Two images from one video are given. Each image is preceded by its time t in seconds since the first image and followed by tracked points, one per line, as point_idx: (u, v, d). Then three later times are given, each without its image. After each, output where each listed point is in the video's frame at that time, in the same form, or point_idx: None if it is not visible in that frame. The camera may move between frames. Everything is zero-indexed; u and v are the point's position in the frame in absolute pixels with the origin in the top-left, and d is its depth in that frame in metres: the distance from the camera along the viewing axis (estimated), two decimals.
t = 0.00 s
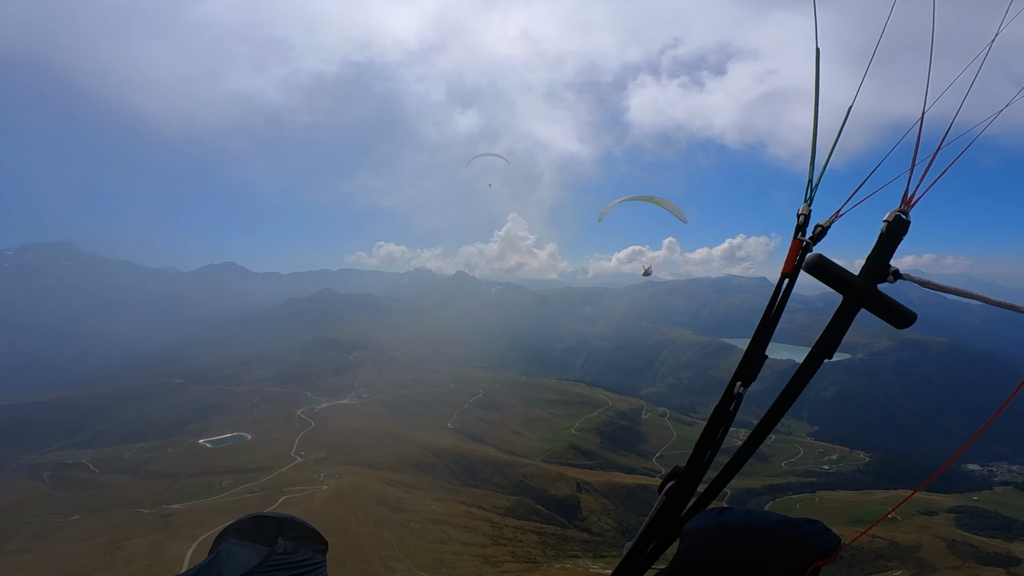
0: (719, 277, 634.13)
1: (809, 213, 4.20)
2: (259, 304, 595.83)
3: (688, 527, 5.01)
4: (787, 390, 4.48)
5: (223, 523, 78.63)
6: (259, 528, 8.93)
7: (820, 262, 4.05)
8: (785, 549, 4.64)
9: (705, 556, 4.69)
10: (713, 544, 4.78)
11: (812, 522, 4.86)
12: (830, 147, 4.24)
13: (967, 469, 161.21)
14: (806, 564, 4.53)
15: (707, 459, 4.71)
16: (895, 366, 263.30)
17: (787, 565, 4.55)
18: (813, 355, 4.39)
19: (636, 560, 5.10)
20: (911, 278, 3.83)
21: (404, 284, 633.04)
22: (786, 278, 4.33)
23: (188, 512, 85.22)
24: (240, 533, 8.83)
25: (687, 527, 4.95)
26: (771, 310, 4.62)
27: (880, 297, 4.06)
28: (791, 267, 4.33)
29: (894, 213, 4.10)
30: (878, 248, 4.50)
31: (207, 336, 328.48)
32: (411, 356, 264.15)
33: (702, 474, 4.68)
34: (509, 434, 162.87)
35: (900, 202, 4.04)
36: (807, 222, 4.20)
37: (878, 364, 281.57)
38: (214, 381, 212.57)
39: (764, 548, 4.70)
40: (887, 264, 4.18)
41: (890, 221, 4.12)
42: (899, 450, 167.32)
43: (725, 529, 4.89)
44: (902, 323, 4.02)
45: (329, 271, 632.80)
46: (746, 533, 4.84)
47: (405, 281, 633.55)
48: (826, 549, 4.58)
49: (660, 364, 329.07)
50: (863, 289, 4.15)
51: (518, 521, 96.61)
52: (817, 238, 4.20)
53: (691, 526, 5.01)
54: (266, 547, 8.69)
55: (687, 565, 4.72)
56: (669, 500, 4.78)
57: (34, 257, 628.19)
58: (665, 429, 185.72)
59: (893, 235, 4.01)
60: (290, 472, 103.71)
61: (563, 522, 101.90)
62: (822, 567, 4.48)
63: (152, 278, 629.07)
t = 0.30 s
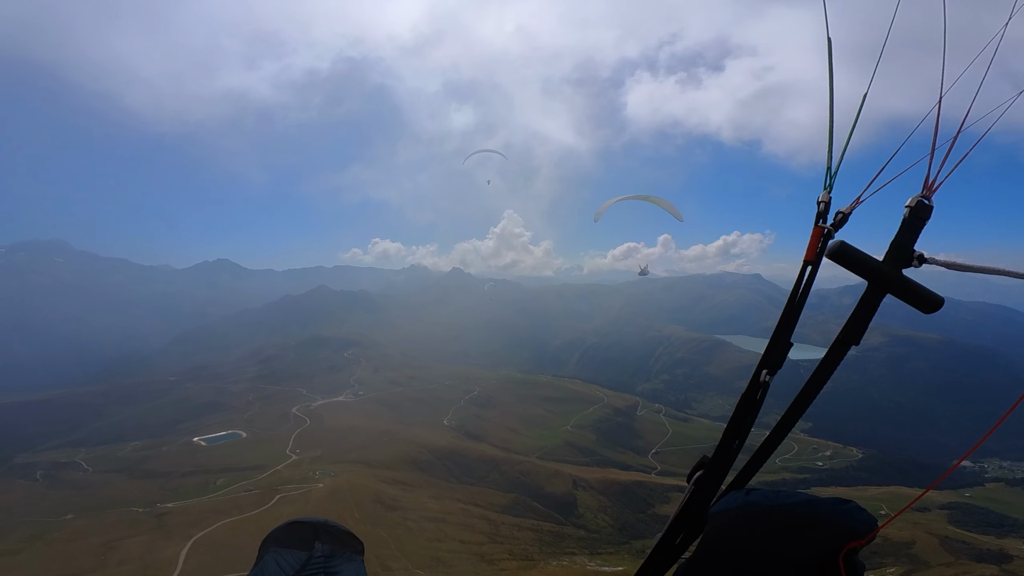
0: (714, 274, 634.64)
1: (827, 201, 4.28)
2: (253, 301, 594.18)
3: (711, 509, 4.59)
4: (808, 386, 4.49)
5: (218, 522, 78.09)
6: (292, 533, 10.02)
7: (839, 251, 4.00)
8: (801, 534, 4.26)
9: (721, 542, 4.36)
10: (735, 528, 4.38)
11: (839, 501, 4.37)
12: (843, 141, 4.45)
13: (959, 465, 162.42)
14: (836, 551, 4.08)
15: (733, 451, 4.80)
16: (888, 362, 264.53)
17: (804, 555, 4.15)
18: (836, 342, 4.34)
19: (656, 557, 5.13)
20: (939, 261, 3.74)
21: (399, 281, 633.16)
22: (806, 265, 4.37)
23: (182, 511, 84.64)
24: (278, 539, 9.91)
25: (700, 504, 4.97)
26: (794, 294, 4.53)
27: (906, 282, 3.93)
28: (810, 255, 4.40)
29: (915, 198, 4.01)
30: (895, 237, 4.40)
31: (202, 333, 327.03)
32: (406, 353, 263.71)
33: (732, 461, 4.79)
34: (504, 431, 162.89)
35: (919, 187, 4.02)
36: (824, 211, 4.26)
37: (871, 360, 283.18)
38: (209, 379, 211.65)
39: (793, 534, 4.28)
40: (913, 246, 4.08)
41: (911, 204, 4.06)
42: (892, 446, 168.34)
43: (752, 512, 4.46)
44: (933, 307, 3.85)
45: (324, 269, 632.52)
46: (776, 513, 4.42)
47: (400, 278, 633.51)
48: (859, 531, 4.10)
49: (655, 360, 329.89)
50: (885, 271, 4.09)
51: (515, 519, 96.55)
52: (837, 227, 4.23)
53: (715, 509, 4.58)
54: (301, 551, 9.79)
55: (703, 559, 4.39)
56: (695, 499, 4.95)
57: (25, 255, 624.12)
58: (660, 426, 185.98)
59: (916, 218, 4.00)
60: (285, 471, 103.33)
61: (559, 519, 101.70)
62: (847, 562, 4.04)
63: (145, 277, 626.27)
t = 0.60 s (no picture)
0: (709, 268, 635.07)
1: (902, 187, 4.17)
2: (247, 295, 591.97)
3: (805, 488, 3.95)
4: (897, 363, 4.01)
5: (214, 518, 77.80)
6: (350, 528, 8.59)
7: (931, 233, 3.67)
8: (904, 507, 3.62)
9: (810, 527, 3.78)
10: (830, 501, 3.77)
11: (954, 472, 3.55)
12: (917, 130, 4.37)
13: (950, 457, 163.97)
14: (955, 524, 3.37)
15: (812, 438, 4.37)
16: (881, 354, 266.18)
17: (910, 533, 3.52)
18: (925, 328, 4.04)
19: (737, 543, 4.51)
20: None
21: (394, 274, 633.21)
22: (883, 248, 4.23)
23: (178, 506, 84.31)
24: (336, 537, 8.51)
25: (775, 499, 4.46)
26: (868, 286, 4.31)
27: (998, 261, 3.64)
28: (885, 239, 4.23)
29: (1000, 178, 3.77)
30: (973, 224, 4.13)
31: (196, 326, 325.74)
32: (401, 346, 263.42)
33: (815, 450, 4.36)
34: (500, 424, 163.16)
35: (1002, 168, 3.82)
36: (899, 201, 4.13)
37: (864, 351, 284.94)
38: (203, 373, 211.10)
39: (906, 507, 3.61)
40: (994, 231, 3.81)
41: (996, 185, 3.84)
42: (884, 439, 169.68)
43: (854, 485, 3.80)
44: (1013, 290, 3.59)
45: (319, 262, 632.47)
46: (879, 487, 3.76)
47: (394, 271, 632.90)
48: (971, 502, 3.37)
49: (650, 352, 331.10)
50: (969, 254, 3.77)
51: (512, 512, 96.78)
52: (913, 210, 4.08)
53: (807, 484, 3.97)
54: (358, 547, 8.40)
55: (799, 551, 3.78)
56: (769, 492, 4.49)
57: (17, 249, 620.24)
58: (656, 418, 186.55)
59: (995, 206, 3.81)
60: (281, 465, 103.06)
61: (556, 512, 101.98)
62: (974, 548, 3.33)
63: (137, 270, 622.67)
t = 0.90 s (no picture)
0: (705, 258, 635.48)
1: (919, 157, 4.04)
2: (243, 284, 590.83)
3: (849, 448, 4.03)
4: (927, 322, 3.93)
5: (211, 510, 77.79)
6: (391, 506, 8.67)
7: (951, 203, 3.65)
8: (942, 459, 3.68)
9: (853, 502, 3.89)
10: (875, 462, 3.86)
11: (988, 431, 3.62)
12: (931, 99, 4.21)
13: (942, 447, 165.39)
14: (990, 479, 3.47)
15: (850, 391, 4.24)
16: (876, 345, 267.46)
17: (957, 497, 3.55)
18: (945, 288, 3.93)
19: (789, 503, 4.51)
20: None
21: (391, 263, 633.43)
22: (903, 215, 4.08)
23: (175, 499, 84.28)
24: (382, 514, 8.54)
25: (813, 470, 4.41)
26: (887, 256, 4.17)
27: (1014, 224, 3.57)
28: (907, 207, 4.12)
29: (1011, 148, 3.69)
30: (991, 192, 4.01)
31: (193, 315, 325.57)
32: (398, 336, 263.50)
33: (848, 414, 4.20)
34: (497, 414, 163.63)
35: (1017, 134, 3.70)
36: (915, 165, 4.03)
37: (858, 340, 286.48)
38: (200, 364, 211.06)
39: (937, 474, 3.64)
40: (1007, 196, 3.71)
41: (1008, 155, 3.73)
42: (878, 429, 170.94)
43: (893, 447, 3.87)
44: None
45: (316, 252, 632.38)
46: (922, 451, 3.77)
47: (391, 261, 632.79)
48: (1004, 456, 3.48)
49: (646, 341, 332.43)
50: (993, 218, 3.66)
51: (509, 502, 97.03)
52: (931, 179, 4.00)
53: (853, 444, 4.03)
54: (404, 524, 8.48)
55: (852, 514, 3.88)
56: (809, 452, 4.36)
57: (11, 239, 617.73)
58: (652, 408, 187.24)
59: (1010, 169, 3.71)
60: (279, 456, 102.97)
61: (552, 503, 102.29)
62: (1014, 502, 3.40)
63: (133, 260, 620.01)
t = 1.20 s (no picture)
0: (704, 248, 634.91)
1: (918, 149, 4.23)
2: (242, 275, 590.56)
3: (855, 387, 4.04)
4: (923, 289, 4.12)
5: (213, 503, 78.33)
6: (429, 482, 9.04)
7: (944, 181, 3.77)
8: (936, 394, 3.68)
9: (863, 456, 3.86)
10: (884, 400, 3.84)
11: (979, 368, 3.61)
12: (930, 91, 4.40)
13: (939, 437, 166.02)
14: (980, 405, 3.42)
15: (862, 348, 4.35)
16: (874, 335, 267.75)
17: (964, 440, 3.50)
18: (941, 260, 4.10)
19: (801, 459, 4.46)
20: None
21: (389, 254, 632.89)
22: (904, 195, 4.19)
23: (176, 492, 84.74)
24: (420, 491, 8.90)
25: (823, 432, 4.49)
26: (890, 233, 4.32)
27: (1005, 199, 3.74)
28: (911, 186, 4.19)
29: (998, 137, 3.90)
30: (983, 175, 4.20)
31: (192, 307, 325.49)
32: (397, 326, 263.84)
33: (865, 366, 4.30)
34: (496, 404, 164.18)
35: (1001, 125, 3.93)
36: (914, 153, 4.18)
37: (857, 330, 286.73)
38: (200, 355, 211.60)
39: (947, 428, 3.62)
40: (996, 176, 3.92)
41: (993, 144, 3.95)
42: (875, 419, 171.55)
43: (900, 390, 3.85)
44: (1012, 223, 3.81)
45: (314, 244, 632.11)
46: (917, 387, 3.76)
47: (389, 252, 632.49)
48: (991, 386, 3.49)
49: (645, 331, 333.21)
50: (977, 200, 3.83)
51: (508, 493, 97.41)
52: (925, 164, 4.19)
53: (862, 385, 4.02)
54: (441, 499, 8.79)
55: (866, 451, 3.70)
56: (821, 408, 4.46)
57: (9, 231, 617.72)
58: (651, 399, 187.88)
59: (997, 157, 3.90)
60: (279, 447, 103.31)
61: (551, 493, 102.74)
62: (1003, 438, 3.46)
63: (132, 252, 619.62)
